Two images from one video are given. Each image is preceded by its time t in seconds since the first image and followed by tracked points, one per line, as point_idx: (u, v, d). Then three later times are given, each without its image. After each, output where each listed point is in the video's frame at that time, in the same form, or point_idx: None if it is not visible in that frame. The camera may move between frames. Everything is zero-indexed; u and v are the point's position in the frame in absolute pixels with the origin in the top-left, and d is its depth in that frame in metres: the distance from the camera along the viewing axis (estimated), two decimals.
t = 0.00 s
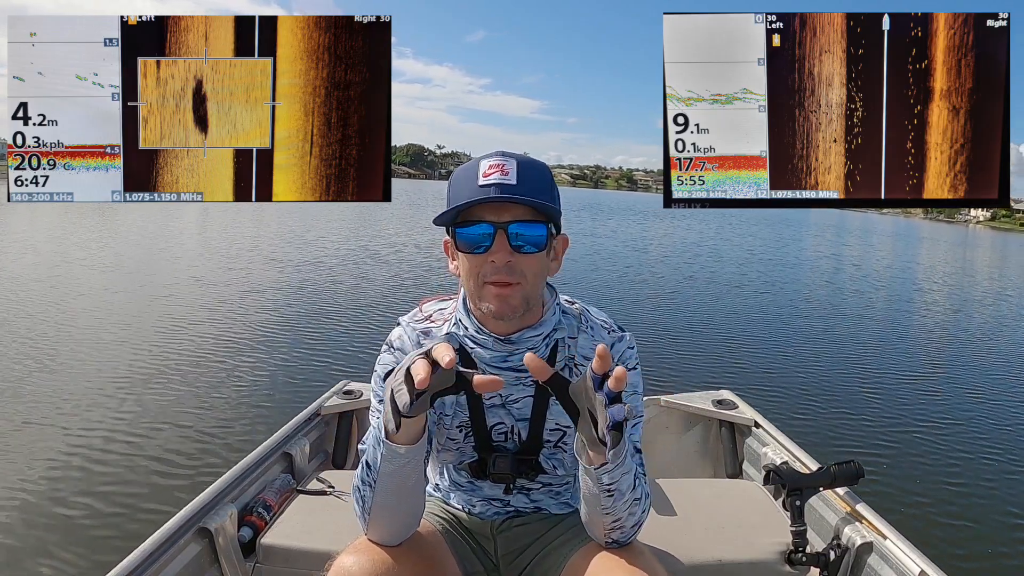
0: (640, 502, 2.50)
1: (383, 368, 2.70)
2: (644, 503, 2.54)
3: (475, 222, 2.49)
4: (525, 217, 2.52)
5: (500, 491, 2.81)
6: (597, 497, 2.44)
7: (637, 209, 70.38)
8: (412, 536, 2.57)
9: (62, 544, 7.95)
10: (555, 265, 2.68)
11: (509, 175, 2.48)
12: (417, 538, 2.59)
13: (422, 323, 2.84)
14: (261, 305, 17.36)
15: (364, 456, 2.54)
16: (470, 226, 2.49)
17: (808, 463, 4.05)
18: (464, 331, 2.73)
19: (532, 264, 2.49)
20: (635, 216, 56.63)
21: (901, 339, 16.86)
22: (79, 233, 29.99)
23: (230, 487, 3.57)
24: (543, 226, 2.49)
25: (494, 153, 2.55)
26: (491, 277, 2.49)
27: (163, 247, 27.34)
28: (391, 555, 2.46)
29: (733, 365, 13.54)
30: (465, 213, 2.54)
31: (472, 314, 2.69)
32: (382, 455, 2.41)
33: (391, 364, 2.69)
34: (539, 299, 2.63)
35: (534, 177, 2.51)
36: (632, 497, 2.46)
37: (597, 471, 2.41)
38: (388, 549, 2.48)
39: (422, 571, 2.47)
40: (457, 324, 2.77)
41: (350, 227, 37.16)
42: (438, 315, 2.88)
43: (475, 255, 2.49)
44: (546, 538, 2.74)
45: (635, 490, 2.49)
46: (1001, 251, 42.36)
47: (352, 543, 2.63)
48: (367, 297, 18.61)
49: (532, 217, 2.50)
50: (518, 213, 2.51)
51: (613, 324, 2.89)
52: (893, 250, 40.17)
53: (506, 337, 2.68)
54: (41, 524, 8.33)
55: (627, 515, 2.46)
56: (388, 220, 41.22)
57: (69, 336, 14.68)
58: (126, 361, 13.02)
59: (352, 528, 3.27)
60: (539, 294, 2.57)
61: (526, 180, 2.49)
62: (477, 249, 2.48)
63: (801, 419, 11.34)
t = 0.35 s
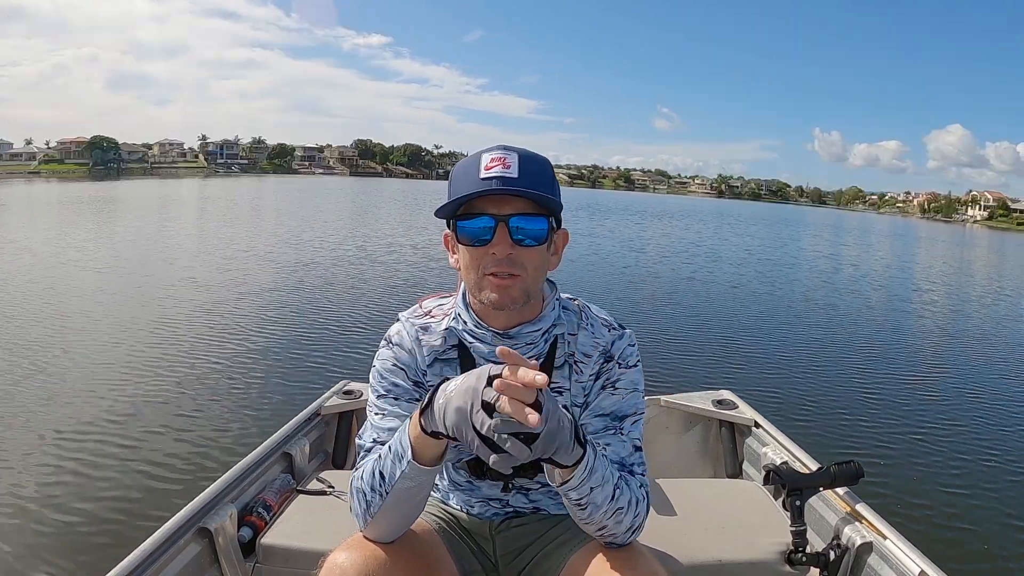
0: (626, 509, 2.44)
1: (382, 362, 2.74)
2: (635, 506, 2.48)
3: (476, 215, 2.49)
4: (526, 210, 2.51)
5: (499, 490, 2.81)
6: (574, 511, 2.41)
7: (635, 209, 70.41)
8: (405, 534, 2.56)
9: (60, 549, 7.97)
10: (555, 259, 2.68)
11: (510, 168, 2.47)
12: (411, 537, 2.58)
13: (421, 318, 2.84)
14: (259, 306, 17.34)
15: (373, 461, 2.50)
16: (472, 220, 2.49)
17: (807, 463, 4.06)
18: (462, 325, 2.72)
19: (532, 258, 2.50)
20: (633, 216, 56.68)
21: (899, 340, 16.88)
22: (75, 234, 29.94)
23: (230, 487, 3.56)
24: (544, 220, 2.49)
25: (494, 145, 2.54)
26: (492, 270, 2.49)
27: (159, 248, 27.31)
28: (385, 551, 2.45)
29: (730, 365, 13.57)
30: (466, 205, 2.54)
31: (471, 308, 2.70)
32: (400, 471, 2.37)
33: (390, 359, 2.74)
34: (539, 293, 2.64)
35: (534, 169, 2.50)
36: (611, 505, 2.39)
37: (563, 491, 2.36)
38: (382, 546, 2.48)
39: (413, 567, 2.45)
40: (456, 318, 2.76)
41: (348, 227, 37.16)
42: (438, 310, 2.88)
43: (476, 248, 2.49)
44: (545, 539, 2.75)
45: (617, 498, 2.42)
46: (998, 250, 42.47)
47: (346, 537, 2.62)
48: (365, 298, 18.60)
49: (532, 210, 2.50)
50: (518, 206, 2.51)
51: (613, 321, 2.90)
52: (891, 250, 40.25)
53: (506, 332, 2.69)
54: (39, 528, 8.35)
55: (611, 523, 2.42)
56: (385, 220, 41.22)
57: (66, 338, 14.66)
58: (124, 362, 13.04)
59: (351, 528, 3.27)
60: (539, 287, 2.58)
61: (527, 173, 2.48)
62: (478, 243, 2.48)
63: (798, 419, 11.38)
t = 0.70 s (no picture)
0: (616, 514, 2.43)
1: (383, 365, 2.73)
2: (627, 513, 2.47)
3: (482, 213, 2.49)
4: (532, 210, 2.51)
5: (498, 497, 2.80)
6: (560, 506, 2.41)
7: (632, 209, 70.46)
8: (416, 541, 2.57)
9: (59, 551, 7.94)
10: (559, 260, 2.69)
11: (516, 166, 2.48)
12: (422, 543, 2.60)
13: (421, 319, 2.83)
14: (256, 307, 17.32)
15: (380, 465, 2.49)
16: (478, 218, 2.49)
17: (807, 463, 4.06)
18: (463, 328, 2.73)
19: (539, 258, 2.49)
20: (630, 217, 56.68)
21: (896, 340, 16.89)
22: (71, 235, 29.84)
23: (230, 487, 3.56)
24: (550, 220, 2.50)
25: (499, 143, 2.54)
26: (497, 270, 2.48)
27: (156, 250, 27.23)
28: (396, 557, 2.47)
29: (729, 366, 13.56)
30: (471, 205, 2.54)
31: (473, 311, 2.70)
32: (408, 468, 2.37)
33: (391, 362, 2.73)
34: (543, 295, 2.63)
35: (540, 168, 2.51)
36: (604, 506, 2.40)
37: (543, 487, 2.35)
38: (393, 552, 2.49)
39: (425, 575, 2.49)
40: (457, 321, 2.76)
41: (345, 228, 37.12)
42: (438, 312, 2.87)
43: (483, 247, 2.48)
44: (543, 544, 2.75)
45: (605, 503, 2.41)
46: (995, 250, 42.58)
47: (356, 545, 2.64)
48: (362, 299, 18.58)
49: (539, 210, 2.50)
50: (524, 206, 2.51)
51: (617, 324, 2.89)
52: (888, 249, 40.32)
53: (507, 335, 2.71)
54: (39, 531, 8.32)
55: (603, 527, 2.41)
56: (383, 221, 41.14)
57: (63, 340, 14.62)
58: (123, 364, 13.02)
59: (352, 528, 3.27)
60: (544, 288, 2.57)
61: (534, 172, 2.49)
62: (485, 240, 2.47)
63: (798, 420, 11.37)
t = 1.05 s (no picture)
0: (609, 509, 2.44)
1: (384, 369, 2.73)
2: (619, 509, 2.48)
3: (498, 224, 2.46)
4: (545, 218, 2.52)
5: (499, 499, 2.80)
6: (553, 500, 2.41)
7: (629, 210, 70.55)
8: (420, 543, 2.58)
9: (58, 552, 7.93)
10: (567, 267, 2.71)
11: (530, 175, 2.48)
12: (425, 544, 2.61)
13: (420, 323, 2.82)
14: (253, 309, 17.32)
15: (382, 464, 2.49)
16: (498, 228, 2.46)
17: (807, 463, 4.06)
18: (464, 335, 2.73)
19: (554, 267, 2.51)
20: (627, 218, 56.74)
21: (894, 341, 16.92)
22: (68, 237, 29.81)
23: (229, 487, 3.56)
24: (565, 229, 2.52)
25: (509, 151, 2.53)
26: (515, 281, 2.48)
27: (153, 252, 27.21)
28: (398, 559, 2.48)
29: (727, 367, 13.57)
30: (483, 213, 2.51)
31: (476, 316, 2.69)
32: (410, 463, 2.37)
33: (392, 365, 2.72)
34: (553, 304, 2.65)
35: (551, 178, 2.52)
36: (597, 501, 2.41)
37: (535, 476, 2.35)
38: (396, 555, 2.50)
39: None
40: (458, 326, 2.76)
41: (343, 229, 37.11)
42: (437, 316, 2.87)
43: (502, 258, 2.46)
44: (544, 544, 2.75)
45: (597, 498, 2.42)
46: (991, 250, 42.77)
47: (359, 546, 2.64)
48: (360, 301, 18.59)
49: (553, 219, 2.51)
50: (538, 215, 2.51)
51: (617, 325, 2.89)
52: (884, 250, 40.40)
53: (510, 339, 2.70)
54: (38, 532, 8.31)
55: (598, 523, 2.42)
56: (380, 223, 41.17)
57: (60, 343, 14.60)
58: (121, 366, 13.02)
59: (352, 528, 3.27)
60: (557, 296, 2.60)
61: (547, 181, 2.50)
62: (505, 251, 2.45)
63: (796, 421, 11.38)
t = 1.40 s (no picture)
0: (624, 507, 2.45)
1: (385, 367, 2.73)
2: (632, 506, 2.49)
3: (496, 222, 2.47)
4: (544, 218, 2.52)
5: (499, 498, 2.80)
6: (569, 495, 2.43)
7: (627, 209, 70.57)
8: (414, 542, 2.57)
9: (57, 554, 7.92)
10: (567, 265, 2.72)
11: (529, 174, 2.48)
12: (420, 542, 2.60)
13: (422, 321, 2.83)
14: (251, 310, 17.29)
15: (379, 462, 2.49)
16: (496, 226, 2.47)
17: (807, 463, 4.05)
18: (465, 332, 2.73)
19: (554, 266, 2.51)
20: (625, 217, 56.73)
21: (892, 340, 16.92)
22: (65, 238, 29.75)
23: (229, 487, 3.56)
24: (563, 228, 2.52)
25: (507, 150, 2.54)
26: (514, 279, 2.48)
27: (150, 252, 27.16)
28: (396, 558, 2.47)
29: (726, 367, 13.55)
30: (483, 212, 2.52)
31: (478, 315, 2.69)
32: (406, 463, 2.38)
33: (393, 363, 2.72)
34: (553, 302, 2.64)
35: (549, 177, 2.52)
36: (612, 496, 2.42)
37: (556, 470, 2.39)
38: (391, 552, 2.49)
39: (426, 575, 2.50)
40: (459, 324, 2.76)
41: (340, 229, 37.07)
42: (440, 314, 2.87)
43: (502, 256, 2.47)
44: (544, 543, 2.75)
45: (613, 494, 2.44)
46: (990, 250, 42.78)
47: (356, 546, 2.63)
48: (358, 301, 18.57)
49: (552, 218, 2.52)
50: (536, 214, 2.51)
51: (617, 325, 2.90)
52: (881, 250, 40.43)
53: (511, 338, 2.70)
54: (36, 534, 8.30)
55: (611, 519, 2.43)
56: (378, 222, 41.13)
57: (58, 343, 14.57)
58: (120, 368, 13.01)
59: (352, 529, 3.27)
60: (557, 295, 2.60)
61: (546, 180, 2.50)
62: (504, 250, 2.46)
63: (796, 421, 11.37)
